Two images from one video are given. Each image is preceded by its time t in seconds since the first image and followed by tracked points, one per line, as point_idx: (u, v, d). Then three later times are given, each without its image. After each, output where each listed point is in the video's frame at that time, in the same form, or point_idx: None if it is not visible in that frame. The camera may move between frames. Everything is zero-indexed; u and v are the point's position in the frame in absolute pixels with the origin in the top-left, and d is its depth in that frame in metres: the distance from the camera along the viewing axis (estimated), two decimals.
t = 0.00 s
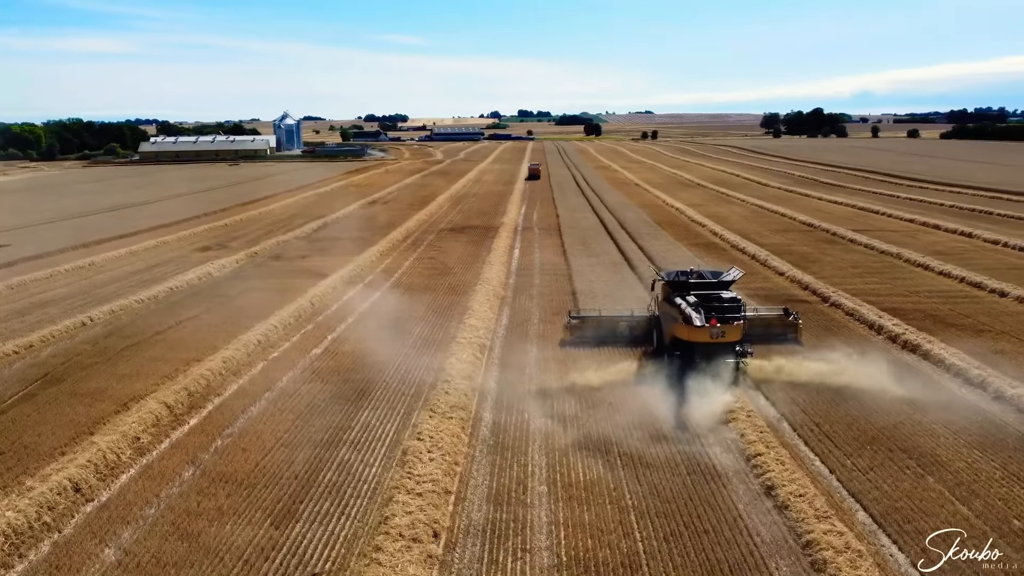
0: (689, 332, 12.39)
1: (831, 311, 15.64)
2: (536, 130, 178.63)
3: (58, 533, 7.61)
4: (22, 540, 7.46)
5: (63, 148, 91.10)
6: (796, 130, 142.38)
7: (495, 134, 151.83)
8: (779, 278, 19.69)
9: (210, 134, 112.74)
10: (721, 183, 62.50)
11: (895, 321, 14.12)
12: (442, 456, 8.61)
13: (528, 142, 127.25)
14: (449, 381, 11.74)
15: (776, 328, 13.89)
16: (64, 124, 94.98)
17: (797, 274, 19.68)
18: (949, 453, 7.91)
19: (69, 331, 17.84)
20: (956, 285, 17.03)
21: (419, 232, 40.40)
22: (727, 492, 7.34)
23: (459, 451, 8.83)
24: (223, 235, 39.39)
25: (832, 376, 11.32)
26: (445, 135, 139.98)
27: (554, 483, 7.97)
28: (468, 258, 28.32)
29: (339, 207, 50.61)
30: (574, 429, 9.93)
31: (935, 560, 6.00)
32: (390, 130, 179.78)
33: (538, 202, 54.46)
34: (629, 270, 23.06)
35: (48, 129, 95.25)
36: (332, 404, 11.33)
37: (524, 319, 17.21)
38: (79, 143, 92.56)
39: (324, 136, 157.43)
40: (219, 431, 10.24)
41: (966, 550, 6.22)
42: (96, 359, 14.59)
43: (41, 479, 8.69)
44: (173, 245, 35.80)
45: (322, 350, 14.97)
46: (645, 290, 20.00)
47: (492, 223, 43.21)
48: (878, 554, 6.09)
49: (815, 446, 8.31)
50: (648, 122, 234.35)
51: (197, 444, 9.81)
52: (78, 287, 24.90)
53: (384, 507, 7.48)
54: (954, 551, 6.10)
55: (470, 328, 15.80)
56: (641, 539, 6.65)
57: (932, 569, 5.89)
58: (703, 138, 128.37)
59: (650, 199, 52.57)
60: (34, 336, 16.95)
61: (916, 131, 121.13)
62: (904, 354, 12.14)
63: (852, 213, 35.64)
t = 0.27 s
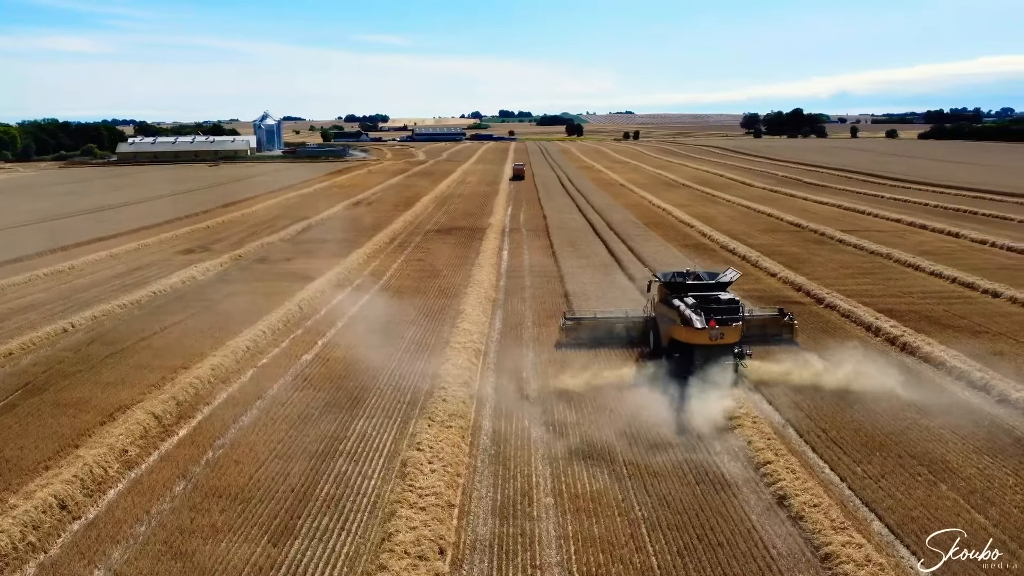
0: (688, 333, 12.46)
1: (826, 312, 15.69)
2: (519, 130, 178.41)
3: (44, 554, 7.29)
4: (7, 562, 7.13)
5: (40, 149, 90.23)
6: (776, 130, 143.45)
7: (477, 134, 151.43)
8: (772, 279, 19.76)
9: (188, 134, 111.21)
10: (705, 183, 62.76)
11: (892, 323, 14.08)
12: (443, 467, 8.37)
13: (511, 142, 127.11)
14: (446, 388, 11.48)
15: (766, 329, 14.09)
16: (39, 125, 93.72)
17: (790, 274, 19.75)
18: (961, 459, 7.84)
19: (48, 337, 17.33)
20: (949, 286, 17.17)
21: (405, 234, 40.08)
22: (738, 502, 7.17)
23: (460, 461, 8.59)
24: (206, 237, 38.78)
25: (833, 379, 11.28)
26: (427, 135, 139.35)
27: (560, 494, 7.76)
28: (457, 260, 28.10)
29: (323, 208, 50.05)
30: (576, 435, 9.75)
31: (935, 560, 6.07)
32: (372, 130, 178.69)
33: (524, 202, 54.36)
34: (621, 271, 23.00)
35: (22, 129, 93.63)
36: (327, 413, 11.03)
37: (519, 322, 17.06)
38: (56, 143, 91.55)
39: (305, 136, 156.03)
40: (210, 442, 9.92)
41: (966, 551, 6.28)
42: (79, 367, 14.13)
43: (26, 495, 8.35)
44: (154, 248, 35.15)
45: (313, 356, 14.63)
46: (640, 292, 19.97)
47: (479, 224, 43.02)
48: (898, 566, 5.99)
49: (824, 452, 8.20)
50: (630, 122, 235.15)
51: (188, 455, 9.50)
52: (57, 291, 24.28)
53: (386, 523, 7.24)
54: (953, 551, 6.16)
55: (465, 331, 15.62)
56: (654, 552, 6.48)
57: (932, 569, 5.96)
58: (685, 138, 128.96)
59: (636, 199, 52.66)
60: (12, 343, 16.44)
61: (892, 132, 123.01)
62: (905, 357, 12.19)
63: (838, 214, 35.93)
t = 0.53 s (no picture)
0: (687, 335, 12.37)
1: (820, 313, 15.73)
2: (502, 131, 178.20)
3: None
4: None
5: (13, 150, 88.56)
6: (756, 130, 144.37)
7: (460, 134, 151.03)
8: (764, 279, 19.83)
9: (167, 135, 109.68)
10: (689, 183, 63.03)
11: (888, 325, 14.01)
12: (445, 478, 8.15)
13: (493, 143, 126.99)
14: (443, 395, 11.23)
15: (761, 329, 14.15)
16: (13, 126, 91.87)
17: (781, 275, 19.82)
18: (971, 465, 7.83)
19: (27, 344, 16.83)
20: (940, 287, 17.32)
21: (392, 235, 39.76)
22: (750, 512, 7.06)
23: (462, 472, 8.37)
24: (189, 240, 38.15)
25: (834, 382, 11.25)
26: (409, 136, 138.71)
27: (567, 506, 7.58)
28: (445, 262, 27.84)
29: (307, 209, 49.45)
30: (577, 440, 9.59)
31: (935, 559, 6.16)
32: (354, 130, 177.48)
33: (509, 203, 54.23)
34: (613, 273, 22.93)
35: None
36: (321, 422, 10.73)
37: (513, 326, 16.89)
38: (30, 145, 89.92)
39: (284, 136, 154.28)
40: (201, 453, 9.63)
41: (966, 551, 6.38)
42: (61, 377, 13.68)
43: (10, 513, 8.03)
44: (135, 251, 34.47)
45: (304, 361, 14.33)
46: (633, 294, 19.92)
47: (465, 225, 42.80)
48: None
49: (832, 459, 8.12)
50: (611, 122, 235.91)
51: (179, 468, 9.19)
52: (35, 297, 23.66)
53: (389, 539, 7.01)
54: (953, 551, 6.26)
55: (460, 335, 15.44)
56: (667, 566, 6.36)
57: (933, 568, 6.05)
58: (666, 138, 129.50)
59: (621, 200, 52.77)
60: None
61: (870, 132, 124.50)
62: (902, 358, 12.21)
63: (824, 215, 36.20)
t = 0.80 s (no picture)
0: (686, 337, 12.23)
1: (816, 314, 15.76)
2: (485, 132, 177.95)
3: None
4: None
5: None
6: (737, 130, 145.31)
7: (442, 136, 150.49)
8: (757, 280, 19.84)
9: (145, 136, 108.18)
10: (675, 184, 63.23)
11: (886, 327, 13.99)
12: (450, 490, 7.95)
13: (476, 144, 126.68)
14: (441, 403, 10.98)
15: (759, 330, 14.08)
16: None
17: (775, 276, 19.85)
18: (982, 472, 7.85)
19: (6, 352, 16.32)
20: (933, 288, 17.44)
21: (379, 237, 39.43)
22: (764, 523, 6.97)
23: (466, 484, 8.17)
24: (172, 242, 37.53)
25: (836, 386, 11.22)
26: (391, 137, 138.10)
27: (575, 518, 7.40)
28: (435, 265, 27.57)
29: (291, 211, 48.86)
30: (579, 445, 9.44)
31: (933, 560, 6.32)
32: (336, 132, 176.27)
33: (496, 204, 54.06)
34: (605, 275, 22.80)
35: None
36: (316, 431, 10.44)
37: (509, 330, 16.68)
38: (5, 147, 87.97)
39: (266, 137, 152.64)
40: (193, 466, 9.32)
41: (966, 550, 6.54)
42: (44, 386, 13.25)
43: None
44: (117, 255, 33.80)
45: (296, 368, 14.01)
46: (628, 296, 19.81)
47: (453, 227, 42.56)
48: None
49: (842, 466, 8.08)
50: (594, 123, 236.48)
51: (172, 481, 8.90)
52: (14, 302, 23.06)
53: (396, 556, 6.82)
54: (955, 552, 6.42)
55: (455, 339, 15.26)
56: None
57: (932, 568, 6.22)
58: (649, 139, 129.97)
59: (608, 201, 52.79)
60: None
61: (851, 133, 125.80)
62: (902, 361, 12.23)
63: (811, 216, 36.41)
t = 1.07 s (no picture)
0: (692, 339, 12.16)
1: (820, 316, 15.71)
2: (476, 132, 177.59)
3: None
4: None
5: None
6: (727, 131, 145.71)
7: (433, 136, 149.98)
8: (758, 282, 19.80)
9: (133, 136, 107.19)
10: (668, 185, 63.21)
11: (893, 330, 13.92)
12: (462, 502, 7.74)
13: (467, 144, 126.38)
14: (447, 409, 10.77)
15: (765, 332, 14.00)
16: None
17: (775, 278, 19.82)
18: (1004, 480, 7.74)
19: None
20: (935, 290, 17.44)
21: (373, 239, 39.16)
22: (786, 536, 6.82)
23: (478, 496, 7.95)
24: (164, 244, 37.09)
25: (846, 391, 11.13)
26: (381, 138, 137.59)
27: (591, 530, 7.22)
28: (431, 267, 27.33)
29: (284, 213, 48.45)
30: (591, 452, 9.24)
31: (933, 560, 6.36)
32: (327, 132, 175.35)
33: (490, 205, 53.90)
34: (604, 277, 22.66)
35: None
36: (319, 440, 10.20)
37: (511, 334, 16.53)
38: None
39: (253, 138, 151.55)
40: (193, 477, 9.07)
41: (967, 550, 6.60)
42: (37, 393, 12.93)
43: None
44: (107, 257, 33.35)
45: (295, 374, 13.77)
46: (629, 298, 19.69)
47: (447, 228, 42.34)
48: None
49: (860, 473, 7.95)
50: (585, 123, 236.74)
51: (172, 493, 8.65)
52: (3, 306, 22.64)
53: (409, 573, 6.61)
54: (954, 551, 6.47)
55: (457, 342, 15.11)
56: None
57: (933, 567, 6.25)
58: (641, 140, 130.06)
59: (602, 201, 52.73)
60: None
61: (841, 134, 126.37)
62: (911, 365, 12.12)
63: (806, 217, 36.44)
